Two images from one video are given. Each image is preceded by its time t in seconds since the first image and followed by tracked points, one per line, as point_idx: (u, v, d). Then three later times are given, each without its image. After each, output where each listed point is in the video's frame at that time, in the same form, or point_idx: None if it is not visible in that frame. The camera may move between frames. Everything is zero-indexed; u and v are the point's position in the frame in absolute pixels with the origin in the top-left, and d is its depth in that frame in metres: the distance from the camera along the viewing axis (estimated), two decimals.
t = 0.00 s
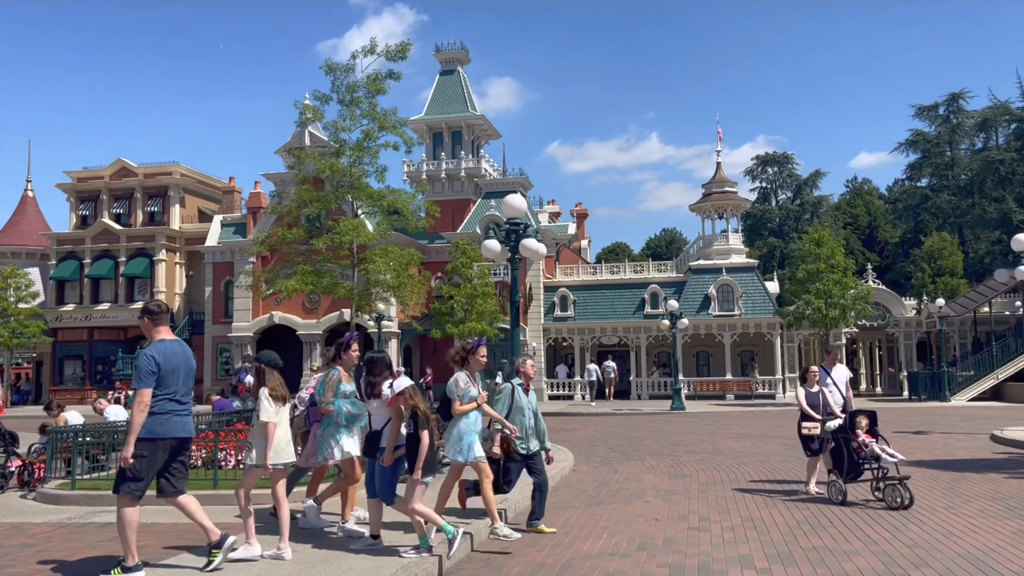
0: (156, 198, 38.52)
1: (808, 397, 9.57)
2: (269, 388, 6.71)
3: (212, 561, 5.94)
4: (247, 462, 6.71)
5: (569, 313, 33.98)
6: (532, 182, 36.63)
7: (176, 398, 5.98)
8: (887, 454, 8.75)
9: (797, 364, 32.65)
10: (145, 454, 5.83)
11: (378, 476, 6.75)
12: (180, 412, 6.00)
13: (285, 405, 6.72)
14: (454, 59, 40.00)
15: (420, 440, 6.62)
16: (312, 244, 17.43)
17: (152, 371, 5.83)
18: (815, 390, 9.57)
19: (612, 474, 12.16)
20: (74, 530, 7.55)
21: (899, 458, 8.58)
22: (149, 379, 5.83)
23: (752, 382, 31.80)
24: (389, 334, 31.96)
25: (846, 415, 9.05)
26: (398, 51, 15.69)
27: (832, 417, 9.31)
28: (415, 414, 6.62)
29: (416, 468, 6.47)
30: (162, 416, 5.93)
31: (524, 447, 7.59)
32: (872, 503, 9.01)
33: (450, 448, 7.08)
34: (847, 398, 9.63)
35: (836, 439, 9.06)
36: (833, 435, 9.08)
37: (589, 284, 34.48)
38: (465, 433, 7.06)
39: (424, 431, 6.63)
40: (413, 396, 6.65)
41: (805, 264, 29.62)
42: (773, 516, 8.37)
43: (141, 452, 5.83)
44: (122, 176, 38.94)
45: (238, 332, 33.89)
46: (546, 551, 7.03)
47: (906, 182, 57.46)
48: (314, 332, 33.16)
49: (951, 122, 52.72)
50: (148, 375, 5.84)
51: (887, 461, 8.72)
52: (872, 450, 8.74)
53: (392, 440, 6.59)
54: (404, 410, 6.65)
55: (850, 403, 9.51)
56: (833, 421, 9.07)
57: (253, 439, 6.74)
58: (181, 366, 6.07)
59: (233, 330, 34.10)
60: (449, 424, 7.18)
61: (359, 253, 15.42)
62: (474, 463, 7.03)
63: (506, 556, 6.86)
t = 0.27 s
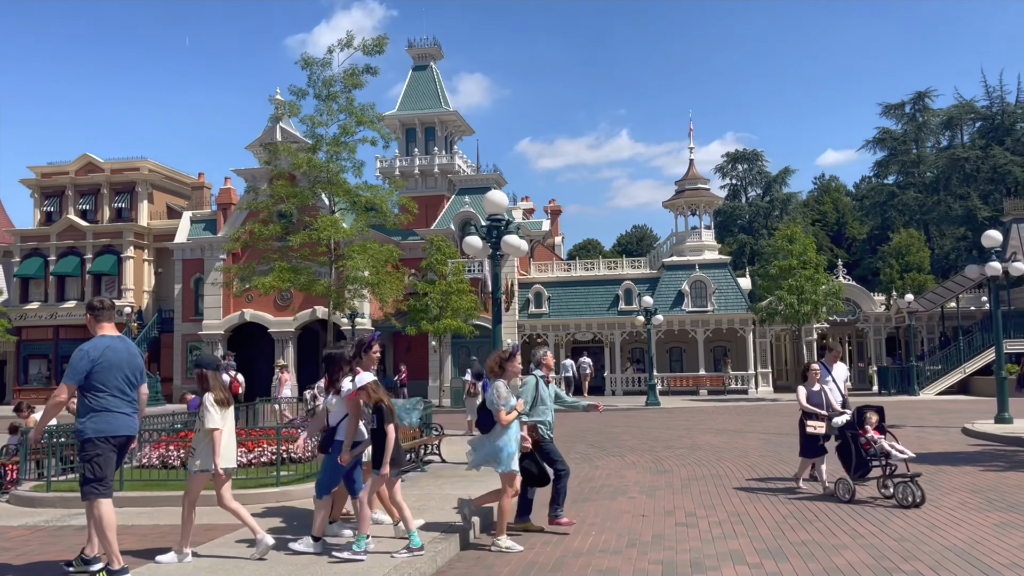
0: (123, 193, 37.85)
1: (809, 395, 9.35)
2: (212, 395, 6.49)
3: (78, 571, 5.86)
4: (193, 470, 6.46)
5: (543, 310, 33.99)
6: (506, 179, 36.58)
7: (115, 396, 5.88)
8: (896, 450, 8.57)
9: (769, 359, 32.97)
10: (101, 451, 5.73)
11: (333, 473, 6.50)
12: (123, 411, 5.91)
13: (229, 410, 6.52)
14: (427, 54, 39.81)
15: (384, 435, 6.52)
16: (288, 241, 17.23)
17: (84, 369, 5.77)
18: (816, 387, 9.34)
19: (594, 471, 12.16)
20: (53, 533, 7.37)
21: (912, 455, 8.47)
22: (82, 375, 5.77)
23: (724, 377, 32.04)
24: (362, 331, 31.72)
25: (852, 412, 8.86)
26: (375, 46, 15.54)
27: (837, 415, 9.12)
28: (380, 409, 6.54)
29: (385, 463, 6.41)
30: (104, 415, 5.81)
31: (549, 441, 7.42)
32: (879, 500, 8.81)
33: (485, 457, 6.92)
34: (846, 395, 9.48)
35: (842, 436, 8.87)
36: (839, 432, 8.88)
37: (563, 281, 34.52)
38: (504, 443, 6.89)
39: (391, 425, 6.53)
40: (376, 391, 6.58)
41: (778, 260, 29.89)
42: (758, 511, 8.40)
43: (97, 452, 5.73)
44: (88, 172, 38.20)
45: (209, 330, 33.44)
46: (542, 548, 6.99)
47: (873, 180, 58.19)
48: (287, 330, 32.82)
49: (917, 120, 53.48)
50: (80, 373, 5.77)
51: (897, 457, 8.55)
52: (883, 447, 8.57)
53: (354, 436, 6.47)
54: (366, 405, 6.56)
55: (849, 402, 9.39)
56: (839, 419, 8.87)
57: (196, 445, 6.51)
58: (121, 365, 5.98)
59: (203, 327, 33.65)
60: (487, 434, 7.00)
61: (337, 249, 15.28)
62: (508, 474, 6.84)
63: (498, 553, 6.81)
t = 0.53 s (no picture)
0: (85, 188, 37.06)
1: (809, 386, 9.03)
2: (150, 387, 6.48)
3: None
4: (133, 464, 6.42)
5: (514, 305, 33.93)
6: (476, 174, 36.48)
7: (49, 398, 5.73)
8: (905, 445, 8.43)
9: (738, 354, 33.30)
10: (33, 455, 5.61)
11: (284, 471, 6.35)
12: (55, 415, 5.75)
13: (168, 397, 6.52)
14: (396, 49, 39.53)
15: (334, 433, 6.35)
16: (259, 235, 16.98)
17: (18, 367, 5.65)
18: (814, 378, 9.02)
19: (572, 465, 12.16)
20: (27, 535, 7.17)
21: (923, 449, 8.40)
22: (15, 376, 5.64)
23: (694, 371, 32.32)
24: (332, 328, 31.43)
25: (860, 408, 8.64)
26: (348, 38, 15.36)
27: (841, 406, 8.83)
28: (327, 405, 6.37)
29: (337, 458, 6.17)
30: (37, 418, 5.67)
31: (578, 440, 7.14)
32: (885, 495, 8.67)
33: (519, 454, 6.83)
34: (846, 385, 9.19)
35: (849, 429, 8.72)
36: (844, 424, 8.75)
37: (534, 277, 34.53)
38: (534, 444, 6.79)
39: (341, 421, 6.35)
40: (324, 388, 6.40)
41: (747, 256, 30.13)
42: (740, 504, 8.44)
43: (30, 453, 5.61)
44: (48, 166, 37.33)
45: (175, 327, 32.92)
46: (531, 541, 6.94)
47: (837, 177, 58.99)
48: (255, 326, 32.42)
49: (880, 118, 54.27)
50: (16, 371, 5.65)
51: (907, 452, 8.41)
52: (893, 441, 8.44)
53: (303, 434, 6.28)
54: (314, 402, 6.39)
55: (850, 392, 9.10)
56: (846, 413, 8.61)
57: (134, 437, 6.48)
58: (58, 365, 5.85)
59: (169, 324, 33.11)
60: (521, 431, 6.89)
61: (310, 243, 15.11)
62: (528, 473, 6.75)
63: (485, 549, 6.75)
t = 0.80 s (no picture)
0: (36, 181, 36.07)
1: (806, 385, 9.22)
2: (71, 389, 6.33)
3: None
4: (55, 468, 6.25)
5: (477, 303, 33.84)
6: (438, 171, 36.28)
7: None
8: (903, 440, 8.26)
9: (698, 351, 33.64)
10: None
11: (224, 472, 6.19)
12: None
13: (89, 400, 6.39)
14: (357, 43, 39.16)
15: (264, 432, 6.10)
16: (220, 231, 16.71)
17: None
18: (809, 376, 9.17)
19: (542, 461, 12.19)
20: None
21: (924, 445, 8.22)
22: None
23: (655, 368, 32.56)
24: (292, 325, 31.05)
25: (859, 399, 8.56)
26: (313, 30, 15.17)
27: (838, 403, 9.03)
28: (259, 404, 6.13)
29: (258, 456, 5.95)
30: None
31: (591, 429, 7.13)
32: (884, 494, 8.44)
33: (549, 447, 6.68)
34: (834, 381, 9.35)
35: (846, 425, 8.53)
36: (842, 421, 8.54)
37: (497, 274, 34.48)
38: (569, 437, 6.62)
39: (271, 421, 6.08)
40: (259, 387, 6.18)
41: (708, 254, 30.49)
42: (713, 498, 8.56)
43: None
44: None
45: (129, 324, 32.22)
46: (513, 536, 6.96)
47: (793, 177, 59.95)
48: (213, 324, 31.88)
49: (835, 119, 55.22)
50: None
51: (905, 447, 8.24)
52: (894, 438, 8.25)
53: (234, 432, 6.02)
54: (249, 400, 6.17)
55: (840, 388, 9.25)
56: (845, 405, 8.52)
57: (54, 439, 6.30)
58: None
59: (124, 321, 32.39)
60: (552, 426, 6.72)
61: (275, 239, 14.93)
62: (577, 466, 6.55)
63: (462, 546, 6.71)
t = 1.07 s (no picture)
0: None
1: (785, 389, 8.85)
2: None
3: None
4: None
5: (423, 303, 33.55)
6: (385, 169, 35.87)
7: None
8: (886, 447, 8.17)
9: (643, 353, 33.93)
10: None
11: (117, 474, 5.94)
12: None
13: None
14: (304, 38, 38.50)
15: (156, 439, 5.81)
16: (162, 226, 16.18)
17: None
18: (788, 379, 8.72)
19: (493, 464, 12.06)
20: None
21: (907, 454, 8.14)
22: None
23: (601, 370, 32.74)
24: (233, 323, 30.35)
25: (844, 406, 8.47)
26: (262, 21, 14.80)
27: (820, 407, 8.68)
28: (155, 409, 5.81)
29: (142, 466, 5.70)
30: None
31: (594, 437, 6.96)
32: (863, 502, 8.32)
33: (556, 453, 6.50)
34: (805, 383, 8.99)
35: (829, 431, 8.47)
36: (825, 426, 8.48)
37: (443, 274, 34.25)
38: (575, 441, 6.48)
39: (165, 429, 5.78)
40: (156, 390, 5.86)
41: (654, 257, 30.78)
42: (667, 501, 8.54)
43: None
44: None
45: (62, 320, 31.08)
46: (468, 543, 6.80)
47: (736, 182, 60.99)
48: (150, 321, 30.96)
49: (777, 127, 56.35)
50: None
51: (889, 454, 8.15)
52: (877, 445, 8.19)
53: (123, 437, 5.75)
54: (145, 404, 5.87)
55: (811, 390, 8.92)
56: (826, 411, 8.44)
57: None
58: None
59: (55, 317, 31.24)
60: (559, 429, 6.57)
61: (221, 234, 14.51)
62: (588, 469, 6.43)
63: (415, 552, 6.54)
